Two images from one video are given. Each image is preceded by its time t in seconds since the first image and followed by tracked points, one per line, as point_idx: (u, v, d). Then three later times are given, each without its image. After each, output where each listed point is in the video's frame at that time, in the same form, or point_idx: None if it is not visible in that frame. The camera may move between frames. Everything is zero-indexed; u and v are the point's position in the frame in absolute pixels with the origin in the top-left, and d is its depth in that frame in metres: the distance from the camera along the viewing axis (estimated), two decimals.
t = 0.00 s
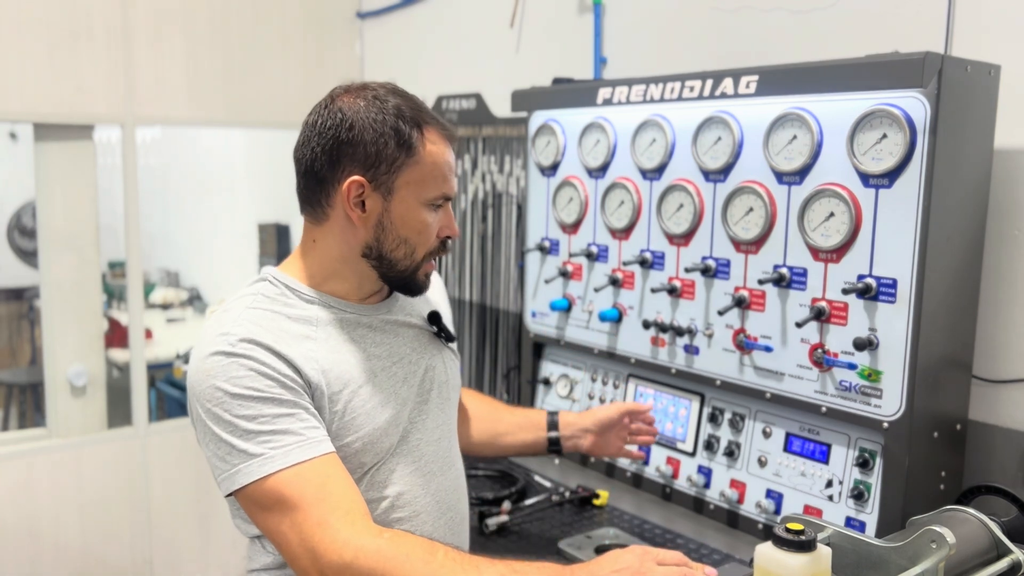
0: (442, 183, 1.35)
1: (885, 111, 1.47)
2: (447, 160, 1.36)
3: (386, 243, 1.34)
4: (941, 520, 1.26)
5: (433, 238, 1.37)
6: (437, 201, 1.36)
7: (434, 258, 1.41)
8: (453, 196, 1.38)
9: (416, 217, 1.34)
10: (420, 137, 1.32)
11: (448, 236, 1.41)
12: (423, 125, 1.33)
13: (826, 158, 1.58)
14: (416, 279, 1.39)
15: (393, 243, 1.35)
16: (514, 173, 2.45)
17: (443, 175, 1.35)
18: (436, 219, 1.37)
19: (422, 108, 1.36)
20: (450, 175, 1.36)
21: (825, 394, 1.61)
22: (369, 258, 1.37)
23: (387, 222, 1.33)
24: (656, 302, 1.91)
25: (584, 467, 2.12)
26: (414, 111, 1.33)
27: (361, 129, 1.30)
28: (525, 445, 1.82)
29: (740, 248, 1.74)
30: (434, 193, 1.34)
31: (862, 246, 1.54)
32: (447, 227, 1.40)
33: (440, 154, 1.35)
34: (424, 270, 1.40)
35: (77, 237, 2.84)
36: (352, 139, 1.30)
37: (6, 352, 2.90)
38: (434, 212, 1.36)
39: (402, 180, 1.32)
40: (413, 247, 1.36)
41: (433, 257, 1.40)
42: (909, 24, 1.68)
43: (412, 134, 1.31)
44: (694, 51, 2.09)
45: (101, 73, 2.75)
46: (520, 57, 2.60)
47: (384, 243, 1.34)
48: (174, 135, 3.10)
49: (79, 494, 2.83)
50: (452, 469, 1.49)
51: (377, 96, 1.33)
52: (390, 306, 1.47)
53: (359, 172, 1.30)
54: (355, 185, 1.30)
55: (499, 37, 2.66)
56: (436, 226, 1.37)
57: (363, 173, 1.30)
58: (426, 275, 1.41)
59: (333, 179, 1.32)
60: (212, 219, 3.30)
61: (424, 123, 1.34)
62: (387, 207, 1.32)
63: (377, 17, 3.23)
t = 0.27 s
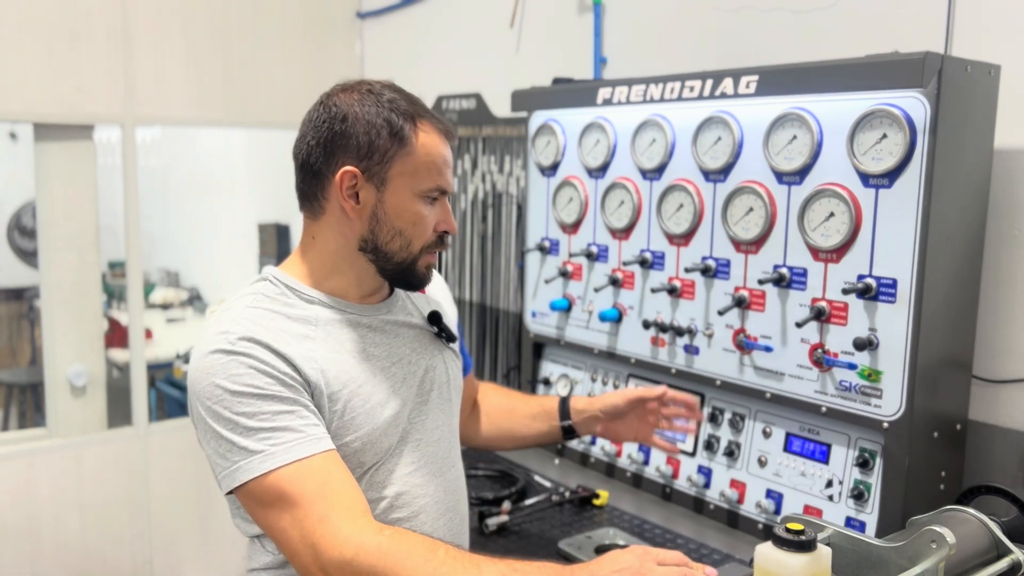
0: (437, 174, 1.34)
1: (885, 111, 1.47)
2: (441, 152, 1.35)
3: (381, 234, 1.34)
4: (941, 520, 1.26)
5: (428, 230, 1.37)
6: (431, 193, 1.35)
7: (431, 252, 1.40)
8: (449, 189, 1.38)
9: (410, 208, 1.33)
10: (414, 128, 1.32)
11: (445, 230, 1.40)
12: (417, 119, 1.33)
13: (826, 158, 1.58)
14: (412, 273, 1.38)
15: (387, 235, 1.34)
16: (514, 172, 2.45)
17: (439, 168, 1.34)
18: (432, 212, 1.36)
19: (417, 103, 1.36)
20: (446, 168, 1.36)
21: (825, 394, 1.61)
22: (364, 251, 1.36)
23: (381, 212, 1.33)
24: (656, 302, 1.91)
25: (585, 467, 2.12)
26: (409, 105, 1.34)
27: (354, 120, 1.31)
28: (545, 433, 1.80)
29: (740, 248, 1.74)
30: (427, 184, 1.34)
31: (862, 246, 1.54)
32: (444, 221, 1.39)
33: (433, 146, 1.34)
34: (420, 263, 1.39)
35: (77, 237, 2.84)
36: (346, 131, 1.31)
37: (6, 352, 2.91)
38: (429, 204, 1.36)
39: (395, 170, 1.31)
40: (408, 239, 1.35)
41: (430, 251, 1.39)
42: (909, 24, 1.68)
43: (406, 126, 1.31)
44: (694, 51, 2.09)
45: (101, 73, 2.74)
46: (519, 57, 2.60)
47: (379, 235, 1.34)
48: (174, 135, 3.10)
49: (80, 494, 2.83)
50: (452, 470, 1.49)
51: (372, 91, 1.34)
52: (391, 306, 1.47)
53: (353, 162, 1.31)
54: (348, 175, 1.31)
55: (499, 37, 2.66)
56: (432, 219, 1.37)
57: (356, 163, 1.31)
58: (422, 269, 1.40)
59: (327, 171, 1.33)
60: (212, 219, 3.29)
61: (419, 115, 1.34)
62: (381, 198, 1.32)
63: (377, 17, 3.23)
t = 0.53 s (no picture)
0: (422, 163, 1.33)
1: (885, 111, 1.47)
2: (426, 140, 1.34)
3: (368, 225, 1.34)
4: (941, 520, 1.26)
5: (415, 220, 1.35)
6: (417, 182, 1.34)
7: (420, 244, 1.38)
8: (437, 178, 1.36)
9: (395, 196, 1.33)
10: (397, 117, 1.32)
11: (434, 221, 1.38)
12: (402, 107, 1.34)
13: (826, 159, 1.58)
14: (400, 265, 1.37)
15: (374, 225, 1.33)
16: (514, 172, 2.45)
17: (424, 155, 1.33)
18: (418, 201, 1.35)
19: (404, 95, 1.37)
20: (433, 156, 1.35)
21: (825, 394, 1.61)
22: (353, 243, 1.36)
23: (366, 202, 1.33)
24: (656, 302, 1.91)
25: (585, 467, 2.12)
26: (394, 96, 1.35)
27: (338, 113, 1.33)
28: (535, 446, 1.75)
29: (740, 248, 1.74)
30: (412, 173, 1.32)
31: (862, 246, 1.54)
32: (432, 211, 1.37)
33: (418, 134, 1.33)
34: (409, 255, 1.37)
35: (77, 237, 2.84)
36: (330, 124, 1.33)
37: (7, 352, 2.91)
38: (416, 193, 1.34)
39: (378, 159, 1.31)
40: (394, 227, 1.34)
41: (418, 242, 1.37)
42: (909, 24, 1.68)
43: (388, 114, 1.32)
44: (694, 51, 2.09)
45: (101, 73, 2.74)
46: (519, 57, 2.60)
47: (366, 226, 1.34)
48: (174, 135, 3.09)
49: (80, 494, 2.83)
50: (452, 469, 1.49)
51: (359, 85, 1.36)
52: (389, 305, 1.46)
53: (336, 152, 1.32)
54: (333, 165, 1.32)
55: (499, 37, 2.66)
56: (419, 208, 1.35)
57: (341, 154, 1.32)
58: (412, 261, 1.38)
59: (315, 163, 1.34)
60: (212, 219, 3.30)
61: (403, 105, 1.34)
62: (366, 187, 1.32)
63: (377, 17, 3.23)
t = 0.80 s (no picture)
0: (378, 141, 1.30)
1: (885, 111, 1.47)
2: (388, 121, 1.31)
3: (329, 207, 1.34)
4: (941, 520, 1.26)
5: (370, 198, 1.30)
6: (372, 159, 1.31)
7: (384, 227, 1.31)
8: (395, 156, 1.30)
9: (349, 175, 1.31)
10: (363, 101, 1.34)
11: (395, 201, 1.30)
12: (377, 93, 1.35)
13: (826, 159, 1.59)
14: (358, 247, 1.30)
15: (333, 206, 1.33)
16: (514, 172, 2.45)
17: (379, 132, 1.31)
18: (373, 178, 1.31)
19: (407, 89, 1.38)
20: (393, 133, 1.31)
21: (825, 394, 1.61)
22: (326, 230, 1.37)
23: (329, 184, 1.34)
24: (656, 302, 1.92)
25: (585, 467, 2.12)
26: (397, 89, 1.36)
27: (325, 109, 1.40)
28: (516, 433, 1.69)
29: (740, 248, 1.74)
30: (364, 150, 1.30)
31: (862, 246, 1.54)
32: (394, 191, 1.31)
33: (380, 115, 1.32)
34: (368, 237, 1.31)
35: (77, 237, 2.84)
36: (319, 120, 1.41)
37: (7, 352, 2.94)
38: (371, 171, 1.31)
39: (339, 142, 1.33)
40: (348, 206, 1.31)
41: (377, 223, 1.30)
42: (909, 24, 1.68)
43: (359, 100, 1.34)
44: (694, 51, 2.09)
45: (101, 73, 2.74)
46: (519, 57, 2.60)
47: (328, 208, 1.34)
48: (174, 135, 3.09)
49: (79, 494, 2.83)
50: (455, 471, 1.48)
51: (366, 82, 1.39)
52: (398, 301, 1.47)
53: (317, 144, 1.39)
54: (311, 155, 1.39)
55: (499, 37, 2.66)
56: (376, 185, 1.31)
57: (319, 145, 1.38)
58: (373, 244, 1.30)
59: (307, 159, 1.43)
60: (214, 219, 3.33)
61: (376, 91, 1.35)
62: (330, 171, 1.34)
63: (377, 17, 3.23)
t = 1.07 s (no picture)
0: (386, 150, 1.30)
1: (885, 111, 1.47)
2: (398, 131, 1.31)
3: (332, 210, 1.34)
4: (941, 520, 1.26)
5: (370, 207, 1.30)
6: (377, 168, 1.30)
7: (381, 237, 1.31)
8: (401, 167, 1.30)
9: (352, 181, 1.31)
10: (377, 109, 1.33)
11: (394, 212, 1.30)
12: (391, 102, 1.34)
13: (826, 159, 1.59)
14: (354, 255, 1.31)
15: (336, 210, 1.33)
16: (514, 172, 2.45)
17: (387, 141, 1.30)
18: (376, 188, 1.30)
19: (425, 99, 1.37)
20: (400, 144, 1.30)
21: (825, 394, 1.61)
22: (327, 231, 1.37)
23: (335, 187, 1.34)
24: (656, 302, 1.92)
25: (584, 467, 2.13)
26: (415, 99, 1.35)
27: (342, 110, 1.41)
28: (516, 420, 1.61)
29: (740, 248, 1.74)
30: (370, 158, 1.30)
31: (862, 246, 1.54)
32: (395, 202, 1.30)
33: (391, 123, 1.31)
34: (364, 245, 1.31)
35: (77, 237, 2.84)
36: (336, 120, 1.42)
37: (7, 352, 2.94)
38: (375, 179, 1.31)
39: (348, 146, 1.34)
40: (348, 212, 1.31)
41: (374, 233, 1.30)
42: (909, 23, 1.68)
43: (373, 108, 1.34)
44: (694, 51, 2.09)
45: (101, 73, 2.74)
46: (519, 57, 2.60)
47: (331, 211, 1.34)
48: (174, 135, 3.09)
49: (79, 494, 2.83)
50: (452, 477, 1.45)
51: (388, 88, 1.39)
52: (397, 303, 1.46)
53: (330, 145, 1.40)
54: (324, 154, 1.40)
55: (499, 37, 2.66)
56: (377, 194, 1.30)
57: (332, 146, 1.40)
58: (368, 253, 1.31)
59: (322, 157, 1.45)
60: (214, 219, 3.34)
61: (391, 99, 1.34)
62: (338, 174, 1.35)
63: (377, 17, 3.24)
